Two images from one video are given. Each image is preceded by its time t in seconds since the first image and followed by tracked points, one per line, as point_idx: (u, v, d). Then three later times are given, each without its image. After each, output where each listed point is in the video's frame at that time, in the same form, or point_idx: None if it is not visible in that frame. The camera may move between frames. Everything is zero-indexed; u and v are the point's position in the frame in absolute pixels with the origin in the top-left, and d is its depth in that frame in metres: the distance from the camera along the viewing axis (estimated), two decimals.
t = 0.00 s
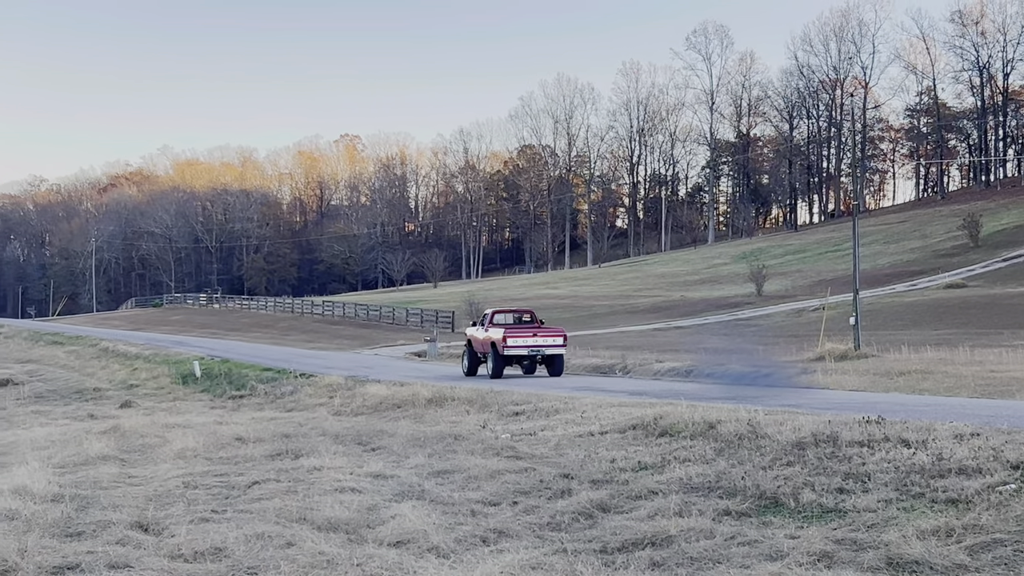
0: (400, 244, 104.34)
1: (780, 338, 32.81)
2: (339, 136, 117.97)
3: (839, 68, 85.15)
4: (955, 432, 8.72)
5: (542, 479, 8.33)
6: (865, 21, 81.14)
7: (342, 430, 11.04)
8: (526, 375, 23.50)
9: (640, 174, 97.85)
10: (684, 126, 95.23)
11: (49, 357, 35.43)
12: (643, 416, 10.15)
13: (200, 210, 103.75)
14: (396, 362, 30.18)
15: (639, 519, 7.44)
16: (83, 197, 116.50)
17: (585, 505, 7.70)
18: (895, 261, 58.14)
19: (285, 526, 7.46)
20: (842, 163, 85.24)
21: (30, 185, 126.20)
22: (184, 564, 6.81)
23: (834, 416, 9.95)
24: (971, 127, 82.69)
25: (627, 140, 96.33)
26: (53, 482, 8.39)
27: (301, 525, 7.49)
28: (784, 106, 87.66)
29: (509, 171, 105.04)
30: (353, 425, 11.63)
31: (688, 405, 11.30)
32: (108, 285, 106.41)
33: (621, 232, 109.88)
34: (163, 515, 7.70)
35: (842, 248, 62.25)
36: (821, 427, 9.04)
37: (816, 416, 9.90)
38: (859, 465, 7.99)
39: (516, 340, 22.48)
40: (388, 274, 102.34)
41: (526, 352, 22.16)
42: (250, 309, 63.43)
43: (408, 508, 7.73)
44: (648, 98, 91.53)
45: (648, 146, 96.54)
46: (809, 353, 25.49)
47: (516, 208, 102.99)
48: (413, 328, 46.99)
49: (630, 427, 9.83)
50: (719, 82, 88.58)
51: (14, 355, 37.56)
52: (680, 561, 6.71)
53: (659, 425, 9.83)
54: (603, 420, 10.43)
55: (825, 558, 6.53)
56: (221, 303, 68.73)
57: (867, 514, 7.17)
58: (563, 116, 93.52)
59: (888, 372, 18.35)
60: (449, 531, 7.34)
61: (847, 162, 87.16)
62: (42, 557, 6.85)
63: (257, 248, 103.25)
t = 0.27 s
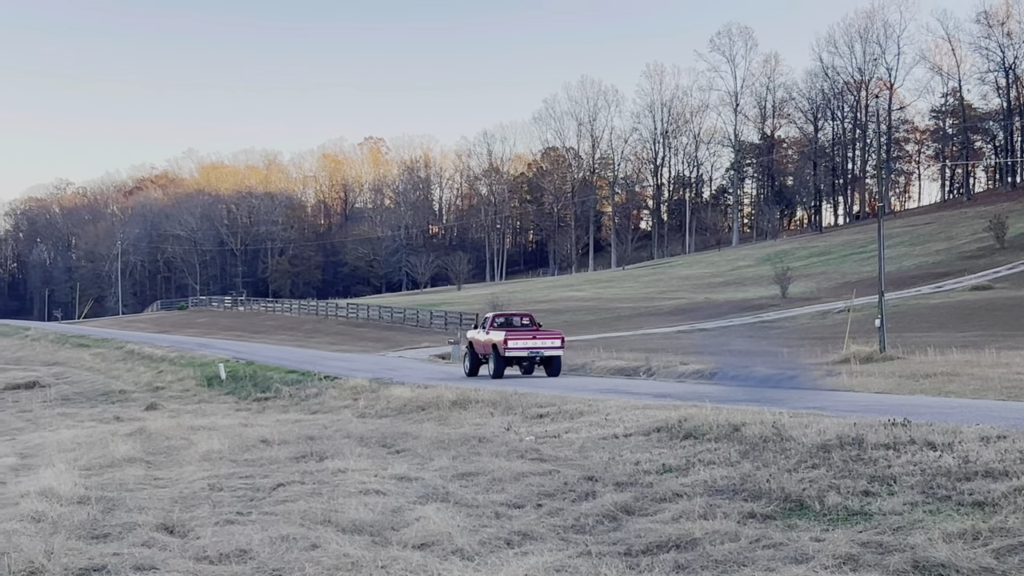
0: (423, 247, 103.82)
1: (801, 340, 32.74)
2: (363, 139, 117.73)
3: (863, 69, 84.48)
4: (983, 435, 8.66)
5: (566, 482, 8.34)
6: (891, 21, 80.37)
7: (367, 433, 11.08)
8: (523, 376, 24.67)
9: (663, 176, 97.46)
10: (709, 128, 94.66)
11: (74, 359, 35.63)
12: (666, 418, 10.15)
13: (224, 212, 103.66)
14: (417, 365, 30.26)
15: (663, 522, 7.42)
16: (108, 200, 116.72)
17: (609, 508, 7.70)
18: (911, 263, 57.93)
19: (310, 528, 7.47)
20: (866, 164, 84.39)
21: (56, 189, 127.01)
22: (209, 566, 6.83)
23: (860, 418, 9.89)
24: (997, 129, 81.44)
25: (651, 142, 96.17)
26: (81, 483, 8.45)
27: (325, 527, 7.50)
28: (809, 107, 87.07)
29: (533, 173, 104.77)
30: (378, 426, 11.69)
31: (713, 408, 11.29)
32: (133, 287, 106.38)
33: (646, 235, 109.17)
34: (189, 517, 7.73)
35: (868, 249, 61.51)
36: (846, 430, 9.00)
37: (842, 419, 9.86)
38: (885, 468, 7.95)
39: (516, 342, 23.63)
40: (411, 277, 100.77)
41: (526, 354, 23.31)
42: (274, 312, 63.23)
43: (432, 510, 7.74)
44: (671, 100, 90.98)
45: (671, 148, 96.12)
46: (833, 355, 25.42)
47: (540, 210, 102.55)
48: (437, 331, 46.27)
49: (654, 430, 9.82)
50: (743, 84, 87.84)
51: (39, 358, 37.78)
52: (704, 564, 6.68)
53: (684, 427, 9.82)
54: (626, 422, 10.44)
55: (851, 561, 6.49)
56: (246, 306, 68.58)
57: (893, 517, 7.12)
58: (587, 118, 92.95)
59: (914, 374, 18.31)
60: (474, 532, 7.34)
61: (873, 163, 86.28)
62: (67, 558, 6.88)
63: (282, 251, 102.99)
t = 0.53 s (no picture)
0: (445, 248, 102.80)
1: (825, 341, 32.60)
2: (385, 141, 117.44)
3: (886, 69, 83.69)
4: (1009, 438, 8.60)
5: (589, 483, 8.34)
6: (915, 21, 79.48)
7: (390, 435, 11.11)
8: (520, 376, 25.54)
9: (685, 176, 96.86)
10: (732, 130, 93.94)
11: (99, 360, 35.82)
12: (689, 419, 10.14)
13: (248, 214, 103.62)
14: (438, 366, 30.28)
15: (686, 524, 7.41)
16: (131, 202, 117.32)
17: (631, 509, 7.69)
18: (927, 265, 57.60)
19: (334, 529, 7.49)
20: (889, 165, 83.47)
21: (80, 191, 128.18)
22: (232, 567, 6.85)
23: (884, 421, 9.82)
24: (1020, 128, 78.92)
25: (673, 143, 95.79)
26: (107, 485, 8.50)
27: (348, 528, 7.51)
28: (831, 107, 86.64)
29: (555, 175, 104.36)
30: (401, 428, 11.73)
31: (737, 409, 11.24)
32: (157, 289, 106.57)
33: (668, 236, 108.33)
34: (213, 518, 7.75)
35: (892, 249, 61.07)
36: (870, 432, 8.98)
37: (866, 421, 9.81)
38: (910, 470, 7.91)
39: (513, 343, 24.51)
40: (433, 279, 99.57)
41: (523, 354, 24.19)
42: (298, 314, 63.23)
43: (455, 511, 7.74)
44: (693, 101, 90.46)
45: (694, 150, 95.54)
46: (857, 356, 25.27)
47: (563, 212, 102.03)
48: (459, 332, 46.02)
49: (677, 431, 9.81)
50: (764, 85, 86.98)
51: (65, 359, 38.04)
52: (727, 566, 6.64)
53: (707, 429, 9.79)
54: (649, 424, 10.43)
55: (875, 563, 6.44)
56: (269, 307, 68.57)
57: (918, 519, 7.06)
58: (609, 119, 92.44)
59: (938, 375, 18.20)
60: (498, 534, 7.34)
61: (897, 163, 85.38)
62: (92, 559, 6.90)
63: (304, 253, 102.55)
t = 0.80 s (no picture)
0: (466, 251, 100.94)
1: (847, 343, 32.43)
2: (407, 142, 117.52)
3: (908, 69, 83.33)
4: None
5: (611, 484, 8.33)
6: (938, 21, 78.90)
7: (411, 436, 11.12)
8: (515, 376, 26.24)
9: (707, 178, 96.56)
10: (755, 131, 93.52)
11: (121, 361, 35.91)
12: (711, 420, 10.13)
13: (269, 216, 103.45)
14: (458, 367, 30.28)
15: (709, 524, 7.39)
16: (152, 204, 117.37)
17: (654, 510, 7.68)
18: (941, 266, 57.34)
19: (356, 530, 7.49)
20: (911, 166, 82.99)
21: (103, 194, 128.72)
22: (255, 568, 6.86)
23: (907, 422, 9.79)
24: None
25: (694, 144, 95.55)
26: (131, 486, 8.54)
27: (369, 529, 7.52)
28: (853, 108, 86.32)
29: (576, 176, 104.23)
30: (422, 429, 11.75)
31: (760, 411, 11.22)
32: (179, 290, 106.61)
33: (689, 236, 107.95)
34: (235, 519, 7.77)
35: (917, 250, 60.95)
36: (893, 433, 8.96)
37: (889, 423, 9.77)
38: (933, 471, 7.89)
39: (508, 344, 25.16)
40: (455, 280, 99.35)
41: (518, 355, 24.84)
42: (320, 315, 63.16)
43: (477, 512, 7.74)
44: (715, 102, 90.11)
45: (717, 151, 95.23)
46: (879, 357, 25.14)
47: (585, 213, 101.81)
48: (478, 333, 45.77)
49: (699, 433, 9.79)
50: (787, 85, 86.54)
51: (87, 361, 38.15)
52: (750, 567, 6.61)
53: (731, 429, 9.77)
54: (671, 425, 10.42)
55: (899, 564, 6.39)
56: (293, 309, 68.48)
57: (943, 520, 7.01)
58: (631, 120, 92.14)
59: (960, 376, 18.13)
60: (520, 535, 7.34)
61: (919, 163, 84.89)
62: (116, 560, 6.91)
63: (326, 254, 102.28)
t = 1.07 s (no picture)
0: (486, 250, 102.32)
1: (868, 343, 32.27)
2: (427, 144, 117.67)
3: (930, 69, 82.99)
4: None
5: (632, 485, 8.33)
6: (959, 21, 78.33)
7: (431, 437, 11.15)
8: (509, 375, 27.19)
9: (728, 179, 96.20)
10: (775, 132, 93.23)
11: (142, 363, 36.09)
12: (733, 422, 10.12)
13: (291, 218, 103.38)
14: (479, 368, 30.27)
15: (731, 526, 7.37)
16: (175, 208, 117.98)
17: (676, 511, 7.67)
18: (956, 268, 57.08)
19: (378, 531, 7.50)
20: (932, 166, 82.43)
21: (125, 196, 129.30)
22: (278, 569, 6.87)
23: (928, 424, 9.73)
24: None
25: (713, 145, 94.87)
26: (154, 486, 8.60)
27: (390, 531, 7.51)
28: (875, 108, 85.49)
29: (597, 177, 104.20)
30: (444, 430, 11.77)
31: (782, 412, 11.17)
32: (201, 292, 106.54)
33: (711, 237, 107.63)
34: (257, 520, 7.79)
35: (939, 250, 60.77)
36: (916, 434, 8.95)
37: (910, 424, 9.73)
38: (956, 472, 7.87)
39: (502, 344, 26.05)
40: (477, 282, 99.83)
41: (513, 355, 25.76)
42: (341, 317, 63.04)
43: (499, 513, 7.75)
44: (736, 102, 89.69)
45: (737, 152, 95.04)
46: (901, 358, 25.02)
47: (605, 214, 101.70)
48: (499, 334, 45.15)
49: (720, 434, 9.79)
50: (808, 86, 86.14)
51: (109, 362, 38.30)
52: (773, 569, 6.59)
53: (752, 431, 9.76)
54: (693, 426, 10.41)
55: (922, 566, 6.34)
56: (315, 311, 68.58)
57: (964, 521, 6.97)
58: (651, 120, 91.67)
59: (986, 378, 18.05)
60: (539, 537, 7.36)
61: (941, 163, 84.07)
62: (140, 561, 6.93)
63: (347, 255, 102.26)
